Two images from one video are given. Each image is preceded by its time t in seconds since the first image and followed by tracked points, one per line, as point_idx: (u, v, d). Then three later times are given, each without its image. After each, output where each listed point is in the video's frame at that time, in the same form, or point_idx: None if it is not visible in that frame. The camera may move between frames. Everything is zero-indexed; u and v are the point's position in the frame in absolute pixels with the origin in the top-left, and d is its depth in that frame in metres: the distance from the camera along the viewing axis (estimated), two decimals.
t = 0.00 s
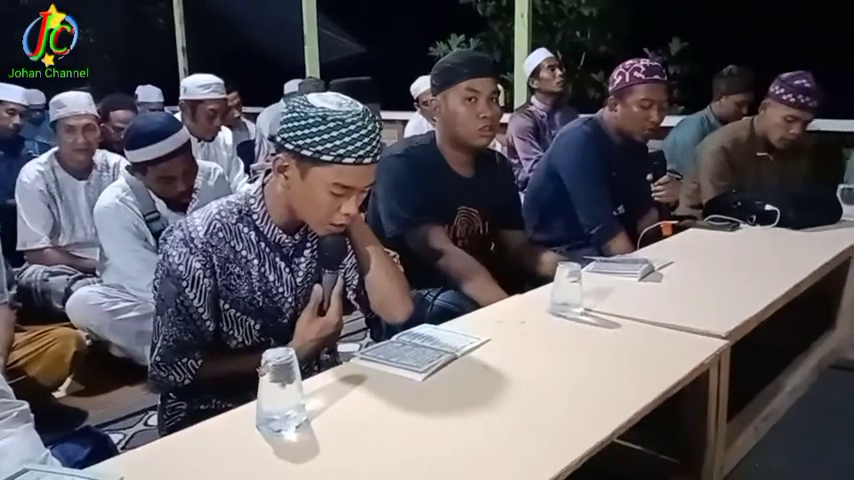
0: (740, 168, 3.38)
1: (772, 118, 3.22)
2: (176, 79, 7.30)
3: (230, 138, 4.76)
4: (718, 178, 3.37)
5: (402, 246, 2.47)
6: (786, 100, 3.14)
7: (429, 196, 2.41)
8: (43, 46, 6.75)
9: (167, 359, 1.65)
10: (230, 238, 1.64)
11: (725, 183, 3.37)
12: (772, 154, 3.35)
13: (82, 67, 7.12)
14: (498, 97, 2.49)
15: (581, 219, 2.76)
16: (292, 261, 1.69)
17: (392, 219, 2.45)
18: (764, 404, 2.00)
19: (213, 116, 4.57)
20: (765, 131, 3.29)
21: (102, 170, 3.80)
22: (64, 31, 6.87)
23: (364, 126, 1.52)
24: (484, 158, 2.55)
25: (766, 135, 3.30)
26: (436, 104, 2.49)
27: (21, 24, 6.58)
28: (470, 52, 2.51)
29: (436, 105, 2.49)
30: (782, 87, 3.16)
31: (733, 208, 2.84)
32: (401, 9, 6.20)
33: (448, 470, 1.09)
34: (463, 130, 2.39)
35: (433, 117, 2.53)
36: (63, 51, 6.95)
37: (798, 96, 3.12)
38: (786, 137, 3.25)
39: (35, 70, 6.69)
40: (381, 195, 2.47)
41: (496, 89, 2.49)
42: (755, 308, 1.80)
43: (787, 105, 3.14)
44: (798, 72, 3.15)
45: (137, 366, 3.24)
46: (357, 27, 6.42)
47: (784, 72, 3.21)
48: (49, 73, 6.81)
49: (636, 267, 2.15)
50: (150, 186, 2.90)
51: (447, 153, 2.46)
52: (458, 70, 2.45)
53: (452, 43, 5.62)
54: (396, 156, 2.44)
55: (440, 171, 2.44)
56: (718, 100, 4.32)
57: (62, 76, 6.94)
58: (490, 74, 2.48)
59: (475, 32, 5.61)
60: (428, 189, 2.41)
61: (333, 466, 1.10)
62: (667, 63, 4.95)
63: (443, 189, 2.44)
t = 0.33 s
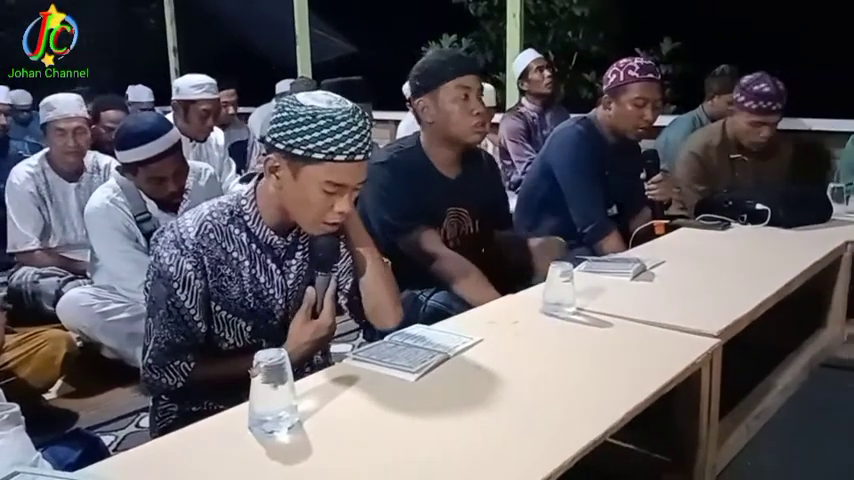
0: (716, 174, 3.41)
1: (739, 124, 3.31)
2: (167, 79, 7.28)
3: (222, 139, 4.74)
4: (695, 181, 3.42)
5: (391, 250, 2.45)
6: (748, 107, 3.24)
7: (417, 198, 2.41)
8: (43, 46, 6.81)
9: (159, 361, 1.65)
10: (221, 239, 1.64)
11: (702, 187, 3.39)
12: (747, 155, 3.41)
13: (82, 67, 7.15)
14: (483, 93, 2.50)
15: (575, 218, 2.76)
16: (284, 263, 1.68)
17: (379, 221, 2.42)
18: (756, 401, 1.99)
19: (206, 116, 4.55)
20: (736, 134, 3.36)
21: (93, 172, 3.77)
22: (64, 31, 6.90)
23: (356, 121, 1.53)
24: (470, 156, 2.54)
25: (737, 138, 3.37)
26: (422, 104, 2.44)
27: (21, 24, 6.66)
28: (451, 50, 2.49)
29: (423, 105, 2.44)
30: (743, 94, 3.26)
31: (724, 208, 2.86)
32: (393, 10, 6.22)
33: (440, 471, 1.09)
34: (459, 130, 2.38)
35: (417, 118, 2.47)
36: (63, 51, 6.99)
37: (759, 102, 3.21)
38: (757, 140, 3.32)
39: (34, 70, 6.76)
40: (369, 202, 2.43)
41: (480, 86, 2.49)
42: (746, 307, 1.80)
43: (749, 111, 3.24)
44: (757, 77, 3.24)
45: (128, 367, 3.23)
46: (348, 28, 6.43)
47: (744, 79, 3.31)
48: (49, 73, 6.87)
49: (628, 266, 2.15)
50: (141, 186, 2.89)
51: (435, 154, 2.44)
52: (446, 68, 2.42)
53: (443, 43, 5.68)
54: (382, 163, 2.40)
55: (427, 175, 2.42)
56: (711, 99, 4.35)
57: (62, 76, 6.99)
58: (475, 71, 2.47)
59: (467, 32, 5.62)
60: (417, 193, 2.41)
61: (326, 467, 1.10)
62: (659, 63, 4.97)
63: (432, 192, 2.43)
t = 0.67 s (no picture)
0: (698, 177, 3.45)
1: (716, 126, 3.37)
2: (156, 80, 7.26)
3: (210, 139, 4.73)
4: (677, 182, 3.47)
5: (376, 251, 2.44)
6: (722, 109, 3.30)
7: (400, 198, 2.41)
8: (43, 46, 7.03)
9: (144, 364, 1.64)
10: (206, 241, 1.63)
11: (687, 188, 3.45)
12: (727, 155, 3.46)
13: (83, 67, 7.30)
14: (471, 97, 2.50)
15: (563, 218, 2.76)
16: (271, 267, 1.68)
17: (362, 223, 2.42)
18: (743, 401, 2.02)
19: (194, 116, 4.54)
20: (715, 134, 3.41)
21: (83, 174, 3.75)
22: (64, 31, 7.10)
23: (336, 115, 1.53)
24: (453, 157, 2.53)
25: (716, 138, 3.42)
26: (410, 104, 2.44)
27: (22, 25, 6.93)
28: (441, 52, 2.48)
29: (411, 105, 2.43)
30: (716, 96, 3.31)
31: (712, 208, 2.88)
32: (382, 10, 6.22)
33: (429, 473, 1.09)
34: (446, 133, 2.40)
35: (405, 119, 2.46)
36: (63, 51, 7.17)
37: (732, 103, 3.27)
38: (736, 140, 3.37)
39: (34, 70, 6.98)
40: (351, 203, 2.43)
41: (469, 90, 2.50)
42: (734, 307, 1.80)
43: (724, 113, 3.29)
44: (728, 78, 3.28)
45: (116, 370, 3.21)
46: (337, 28, 6.42)
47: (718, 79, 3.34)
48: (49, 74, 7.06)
49: (617, 266, 2.16)
50: (129, 188, 2.88)
51: (418, 154, 2.44)
52: (436, 71, 2.42)
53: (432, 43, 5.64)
54: (364, 162, 2.41)
55: (410, 176, 2.43)
56: (698, 100, 4.38)
57: (63, 76, 7.17)
58: (465, 75, 2.47)
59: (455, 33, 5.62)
60: (397, 193, 2.41)
61: (316, 469, 1.10)
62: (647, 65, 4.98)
63: (414, 191, 2.43)
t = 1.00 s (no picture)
0: (700, 172, 3.52)
1: (723, 121, 3.35)
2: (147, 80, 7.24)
3: (202, 140, 4.72)
4: (678, 178, 3.54)
5: (374, 251, 2.44)
6: (734, 104, 3.27)
7: (400, 196, 2.41)
8: (43, 46, 6.98)
9: (140, 367, 1.63)
10: (202, 242, 1.62)
11: (685, 185, 3.52)
12: (729, 154, 3.50)
13: (82, 67, 7.27)
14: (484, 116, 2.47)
15: (556, 218, 2.76)
16: (266, 269, 1.68)
17: (362, 221, 2.41)
18: (735, 401, 2.01)
19: (188, 117, 4.51)
20: (720, 132, 3.40)
21: (73, 175, 3.74)
22: (64, 31, 7.08)
23: (330, 110, 1.54)
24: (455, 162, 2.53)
25: (720, 136, 3.43)
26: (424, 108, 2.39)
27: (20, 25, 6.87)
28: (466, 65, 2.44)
29: (424, 110, 2.39)
30: (728, 91, 3.28)
31: (704, 207, 2.87)
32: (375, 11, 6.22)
33: (421, 474, 1.08)
34: (451, 149, 2.39)
35: (416, 120, 2.43)
36: (63, 51, 7.14)
37: (745, 98, 3.24)
38: (741, 137, 3.37)
39: (35, 70, 6.94)
40: (352, 202, 2.45)
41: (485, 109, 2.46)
42: (726, 306, 1.81)
43: (735, 107, 3.27)
44: (742, 74, 3.27)
45: (108, 373, 3.18)
46: (330, 29, 6.42)
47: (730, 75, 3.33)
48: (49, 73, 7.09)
49: (610, 266, 2.16)
50: (120, 189, 2.88)
51: (421, 156, 2.43)
52: (458, 83, 2.37)
53: (426, 45, 5.73)
54: (367, 160, 2.41)
55: (412, 175, 2.42)
56: (691, 100, 4.38)
57: (63, 76, 7.12)
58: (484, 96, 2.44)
59: (447, 33, 5.63)
60: (394, 193, 2.40)
61: (309, 470, 1.10)
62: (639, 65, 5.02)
63: (412, 190, 2.42)
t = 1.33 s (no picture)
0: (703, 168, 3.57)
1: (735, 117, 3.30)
2: (136, 80, 7.20)
3: (192, 140, 4.71)
4: (680, 174, 3.54)
5: (379, 246, 2.42)
6: (748, 101, 3.22)
7: (405, 198, 2.41)
8: (43, 46, 6.73)
9: (136, 367, 1.62)
10: (197, 242, 1.62)
11: (686, 181, 3.53)
12: (730, 153, 3.54)
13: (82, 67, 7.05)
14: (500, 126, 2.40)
15: (547, 217, 2.77)
16: (261, 271, 1.67)
17: (371, 222, 2.40)
18: (725, 400, 2.01)
19: (177, 118, 4.48)
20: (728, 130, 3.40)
21: (62, 176, 3.72)
22: (64, 31, 6.84)
23: (329, 109, 1.55)
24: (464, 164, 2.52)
25: (725, 135, 3.47)
26: (438, 118, 2.33)
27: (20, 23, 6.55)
28: (484, 73, 2.35)
29: (438, 119, 2.33)
30: (744, 87, 3.23)
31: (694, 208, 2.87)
32: (366, 11, 6.22)
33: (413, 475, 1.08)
34: (462, 162, 2.36)
35: (429, 125, 2.38)
36: (62, 51, 6.92)
37: (760, 97, 3.20)
38: (749, 137, 3.37)
39: (34, 70, 6.70)
40: (358, 197, 2.44)
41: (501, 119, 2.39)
42: (716, 305, 1.82)
43: (750, 106, 3.22)
44: (760, 74, 3.22)
45: (97, 375, 3.16)
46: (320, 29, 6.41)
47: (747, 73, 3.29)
48: (49, 73, 6.81)
49: (600, 266, 2.16)
50: (109, 190, 2.88)
51: (429, 162, 2.42)
52: (473, 96, 2.29)
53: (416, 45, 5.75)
54: (377, 158, 2.40)
55: (417, 178, 2.41)
56: (682, 100, 4.40)
57: (63, 76, 6.91)
58: (501, 107, 2.35)
59: (438, 34, 5.63)
60: (403, 192, 2.40)
61: (298, 473, 1.09)
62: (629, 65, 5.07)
63: (418, 193, 2.42)
